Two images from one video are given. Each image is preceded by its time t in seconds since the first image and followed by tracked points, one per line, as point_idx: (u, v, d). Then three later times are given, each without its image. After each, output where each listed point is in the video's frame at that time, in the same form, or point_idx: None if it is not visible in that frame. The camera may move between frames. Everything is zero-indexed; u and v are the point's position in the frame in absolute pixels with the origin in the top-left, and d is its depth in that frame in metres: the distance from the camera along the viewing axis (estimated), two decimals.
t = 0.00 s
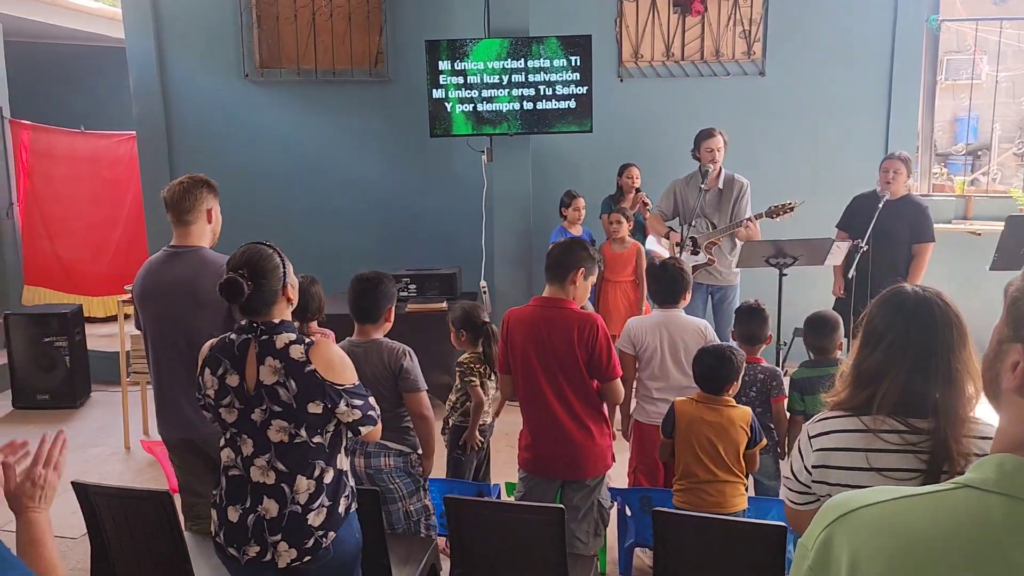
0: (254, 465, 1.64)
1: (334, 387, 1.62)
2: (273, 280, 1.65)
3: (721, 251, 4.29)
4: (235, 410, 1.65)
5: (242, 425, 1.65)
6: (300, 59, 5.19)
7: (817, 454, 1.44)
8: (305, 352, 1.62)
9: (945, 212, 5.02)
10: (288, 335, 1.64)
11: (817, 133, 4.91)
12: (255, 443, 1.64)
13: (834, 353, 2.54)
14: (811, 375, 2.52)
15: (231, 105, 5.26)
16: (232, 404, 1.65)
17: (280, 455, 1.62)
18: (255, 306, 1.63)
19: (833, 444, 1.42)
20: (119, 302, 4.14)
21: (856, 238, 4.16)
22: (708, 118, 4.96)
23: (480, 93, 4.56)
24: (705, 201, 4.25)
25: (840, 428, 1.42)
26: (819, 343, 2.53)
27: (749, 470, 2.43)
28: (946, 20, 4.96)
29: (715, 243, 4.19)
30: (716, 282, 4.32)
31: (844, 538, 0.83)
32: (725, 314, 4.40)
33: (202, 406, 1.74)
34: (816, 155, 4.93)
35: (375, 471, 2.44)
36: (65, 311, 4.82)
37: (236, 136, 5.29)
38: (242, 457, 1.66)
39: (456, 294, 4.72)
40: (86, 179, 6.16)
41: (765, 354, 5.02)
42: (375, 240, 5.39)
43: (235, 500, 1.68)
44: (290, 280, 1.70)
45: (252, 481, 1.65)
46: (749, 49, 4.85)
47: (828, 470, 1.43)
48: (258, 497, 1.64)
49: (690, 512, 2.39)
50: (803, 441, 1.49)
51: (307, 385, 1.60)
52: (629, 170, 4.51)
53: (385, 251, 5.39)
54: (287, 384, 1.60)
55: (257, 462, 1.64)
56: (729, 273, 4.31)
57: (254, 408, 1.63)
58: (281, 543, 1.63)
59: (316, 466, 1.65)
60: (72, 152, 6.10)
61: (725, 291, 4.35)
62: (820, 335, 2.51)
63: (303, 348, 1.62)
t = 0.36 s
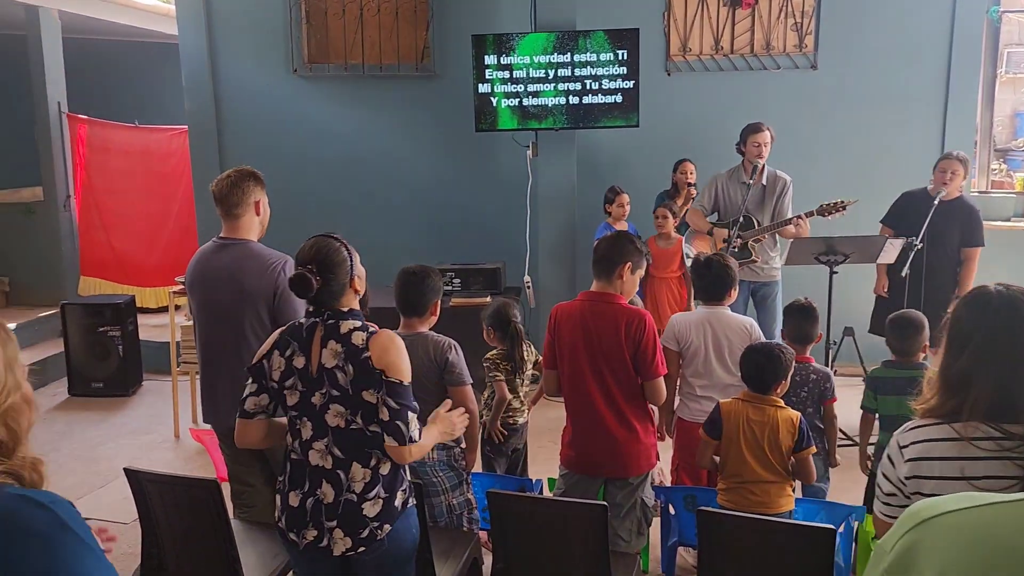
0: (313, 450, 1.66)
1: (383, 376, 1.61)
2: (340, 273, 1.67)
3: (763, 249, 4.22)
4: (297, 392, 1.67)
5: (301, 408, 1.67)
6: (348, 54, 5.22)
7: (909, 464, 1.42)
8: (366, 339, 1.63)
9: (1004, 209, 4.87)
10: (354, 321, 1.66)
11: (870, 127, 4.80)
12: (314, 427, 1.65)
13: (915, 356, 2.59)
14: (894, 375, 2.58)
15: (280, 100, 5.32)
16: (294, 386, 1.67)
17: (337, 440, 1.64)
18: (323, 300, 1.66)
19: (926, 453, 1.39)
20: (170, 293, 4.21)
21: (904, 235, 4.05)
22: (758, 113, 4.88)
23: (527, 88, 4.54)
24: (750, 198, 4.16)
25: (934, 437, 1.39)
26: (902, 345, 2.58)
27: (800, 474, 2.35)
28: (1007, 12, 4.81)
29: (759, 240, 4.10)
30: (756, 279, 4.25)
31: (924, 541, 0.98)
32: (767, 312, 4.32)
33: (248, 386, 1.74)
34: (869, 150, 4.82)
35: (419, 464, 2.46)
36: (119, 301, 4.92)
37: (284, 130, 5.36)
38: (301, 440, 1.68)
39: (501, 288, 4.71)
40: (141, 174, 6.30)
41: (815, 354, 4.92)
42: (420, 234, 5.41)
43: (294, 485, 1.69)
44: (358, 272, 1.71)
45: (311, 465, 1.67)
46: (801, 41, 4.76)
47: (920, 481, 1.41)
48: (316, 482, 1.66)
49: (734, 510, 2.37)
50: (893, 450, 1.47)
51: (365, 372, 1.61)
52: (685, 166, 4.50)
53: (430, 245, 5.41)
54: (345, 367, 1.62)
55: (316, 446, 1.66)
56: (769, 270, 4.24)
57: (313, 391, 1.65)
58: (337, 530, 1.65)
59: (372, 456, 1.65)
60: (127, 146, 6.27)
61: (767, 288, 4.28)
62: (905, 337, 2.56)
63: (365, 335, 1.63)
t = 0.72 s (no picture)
0: (379, 447, 1.66)
1: (452, 376, 1.60)
2: (406, 266, 1.68)
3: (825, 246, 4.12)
4: (361, 390, 1.68)
5: (366, 407, 1.68)
6: (399, 50, 5.25)
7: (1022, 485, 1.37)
8: (429, 339, 1.62)
9: None
10: (415, 319, 1.65)
11: (931, 123, 4.67)
12: (379, 426, 1.66)
13: (1004, 359, 2.52)
14: (979, 377, 2.51)
15: (332, 96, 5.38)
16: (358, 384, 1.68)
17: (403, 438, 1.64)
18: (386, 291, 1.66)
19: None
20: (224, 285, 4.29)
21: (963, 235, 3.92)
22: (814, 109, 4.77)
23: (577, 83, 4.51)
24: (808, 193, 4.07)
25: None
26: (989, 347, 2.52)
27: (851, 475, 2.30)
28: None
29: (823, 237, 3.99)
30: (819, 279, 4.16)
31: None
32: (829, 313, 4.23)
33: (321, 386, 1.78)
34: (930, 147, 4.69)
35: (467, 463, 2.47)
36: (174, 293, 5.03)
37: (336, 126, 5.41)
38: (367, 438, 1.69)
39: (548, 285, 4.70)
40: (195, 167, 6.36)
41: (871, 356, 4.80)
42: (469, 230, 5.41)
43: (363, 480, 1.71)
44: (422, 267, 1.72)
45: (378, 463, 1.67)
46: (860, 35, 4.64)
47: None
48: (382, 480, 1.67)
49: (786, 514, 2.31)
50: (997, 468, 1.42)
51: (428, 371, 1.60)
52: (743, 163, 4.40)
53: (478, 241, 5.42)
54: (409, 367, 1.61)
55: (382, 444, 1.66)
56: (834, 268, 4.15)
57: (377, 390, 1.65)
58: (405, 526, 1.65)
59: (438, 452, 1.65)
60: (181, 140, 6.33)
61: (830, 288, 4.18)
62: (994, 339, 2.49)
63: (427, 334, 1.62)
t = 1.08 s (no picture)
0: (442, 448, 1.68)
1: (514, 375, 1.59)
2: (470, 266, 1.67)
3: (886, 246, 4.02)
4: (421, 392, 1.69)
5: (428, 408, 1.68)
6: (446, 49, 5.26)
7: None
8: (487, 340, 1.61)
9: None
10: (473, 322, 1.64)
11: (990, 123, 4.55)
12: (441, 427, 1.67)
13: None
14: None
15: (380, 95, 5.42)
16: (419, 386, 1.69)
17: (465, 440, 1.65)
18: (451, 290, 1.65)
19: None
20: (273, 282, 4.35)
21: None
22: (868, 107, 4.67)
23: (624, 82, 4.48)
24: (866, 194, 4.01)
25: None
26: None
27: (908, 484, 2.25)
28: None
29: (882, 239, 3.91)
30: (881, 282, 4.07)
31: None
32: (892, 318, 4.14)
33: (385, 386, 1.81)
34: (989, 147, 4.57)
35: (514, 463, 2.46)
36: (224, 289, 5.11)
37: (384, 124, 5.45)
38: (430, 439, 1.70)
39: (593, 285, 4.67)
40: (247, 167, 6.44)
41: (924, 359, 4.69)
42: (514, 229, 5.41)
43: (427, 480, 1.73)
44: (485, 269, 1.71)
45: (441, 463, 1.69)
46: (917, 32, 4.53)
47: None
48: (445, 480, 1.68)
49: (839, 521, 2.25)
50: None
51: (487, 373, 1.59)
52: (794, 164, 4.32)
53: (522, 239, 5.41)
54: (468, 369, 1.61)
55: (444, 445, 1.67)
56: (896, 272, 4.05)
57: (438, 392, 1.65)
58: (468, 527, 1.66)
59: (501, 453, 1.64)
60: (234, 139, 6.41)
61: (892, 292, 4.09)
62: None
63: (486, 336, 1.61)
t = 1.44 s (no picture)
0: (518, 452, 1.67)
1: (590, 376, 1.59)
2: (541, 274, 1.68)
3: (944, 250, 3.90)
4: (498, 396, 1.67)
5: (504, 412, 1.67)
6: (502, 50, 5.28)
7: None
8: (567, 338, 1.61)
9: None
10: (551, 320, 1.64)
11: None
12: (518, 430, 1.66)
13: None
14: None
15: (435, 96, 5.46)
16: (496, 389, 1.67)
17: (543, 442, 1.64)
18: (534, 291, 1.64)
19: None
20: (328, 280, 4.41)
21: None
22: (935, 108, 4.54)
23: (681, 82, 4.43)
24: (927, 197, 3.87)
25: None
26: None
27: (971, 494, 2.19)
28: None
29: (941, 241, 3.80)
30: (934, 286, 3.95)
31: None
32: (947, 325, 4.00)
33: (445, 394, 1.77)
34: None
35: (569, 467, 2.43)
36: (280, 286, 5.20)
37: (439, 125, 5.49)
38: (504, 444, 1.68)
39: (647, 287, 4.63)
40: (304, 166, 6.58)
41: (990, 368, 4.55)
42: (567, 230, 5.39)
43: (498, 487, 1.71)
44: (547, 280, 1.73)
45: (516, 468, 1.67)
46: (987, 31, 4.39)
47: None
48: (521, 485, 1.67)
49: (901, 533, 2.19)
50: None
51: (569, 372, 1.60)
52: (853, 166, 4.22)
53: (575, 240, 5.38)
54: (550, 368, 1.61)
55: (521, 449, 1.66)
56: (951, 275, 3.93)
57: (517, 394, 1.65)
58: (546, 532, 1.66)
59: (579, 455, 1.64)
60: (291, 139, 6.56)
61: (947, 296, 3.96)
62: None
63: (566, 333, 1.61)
